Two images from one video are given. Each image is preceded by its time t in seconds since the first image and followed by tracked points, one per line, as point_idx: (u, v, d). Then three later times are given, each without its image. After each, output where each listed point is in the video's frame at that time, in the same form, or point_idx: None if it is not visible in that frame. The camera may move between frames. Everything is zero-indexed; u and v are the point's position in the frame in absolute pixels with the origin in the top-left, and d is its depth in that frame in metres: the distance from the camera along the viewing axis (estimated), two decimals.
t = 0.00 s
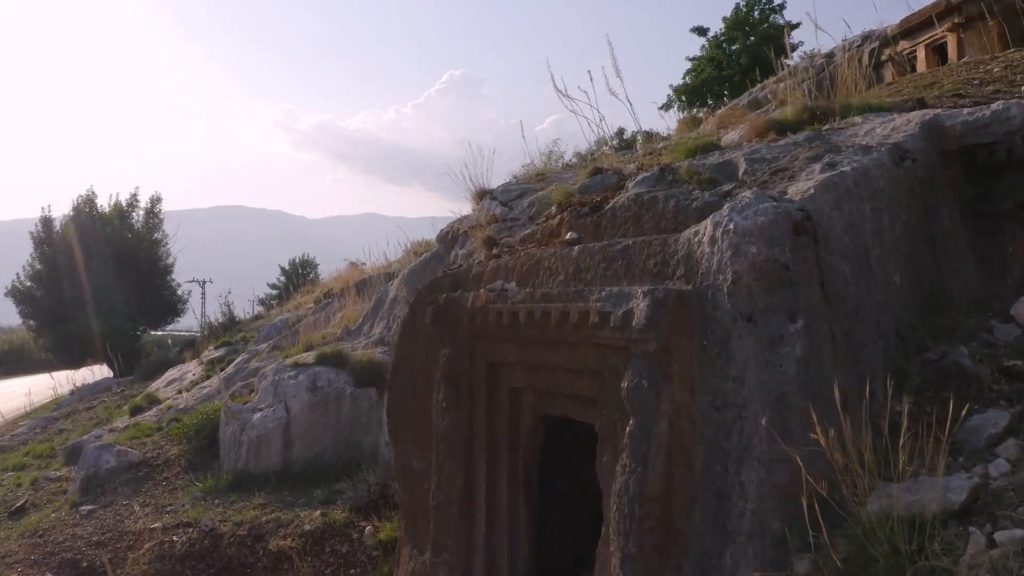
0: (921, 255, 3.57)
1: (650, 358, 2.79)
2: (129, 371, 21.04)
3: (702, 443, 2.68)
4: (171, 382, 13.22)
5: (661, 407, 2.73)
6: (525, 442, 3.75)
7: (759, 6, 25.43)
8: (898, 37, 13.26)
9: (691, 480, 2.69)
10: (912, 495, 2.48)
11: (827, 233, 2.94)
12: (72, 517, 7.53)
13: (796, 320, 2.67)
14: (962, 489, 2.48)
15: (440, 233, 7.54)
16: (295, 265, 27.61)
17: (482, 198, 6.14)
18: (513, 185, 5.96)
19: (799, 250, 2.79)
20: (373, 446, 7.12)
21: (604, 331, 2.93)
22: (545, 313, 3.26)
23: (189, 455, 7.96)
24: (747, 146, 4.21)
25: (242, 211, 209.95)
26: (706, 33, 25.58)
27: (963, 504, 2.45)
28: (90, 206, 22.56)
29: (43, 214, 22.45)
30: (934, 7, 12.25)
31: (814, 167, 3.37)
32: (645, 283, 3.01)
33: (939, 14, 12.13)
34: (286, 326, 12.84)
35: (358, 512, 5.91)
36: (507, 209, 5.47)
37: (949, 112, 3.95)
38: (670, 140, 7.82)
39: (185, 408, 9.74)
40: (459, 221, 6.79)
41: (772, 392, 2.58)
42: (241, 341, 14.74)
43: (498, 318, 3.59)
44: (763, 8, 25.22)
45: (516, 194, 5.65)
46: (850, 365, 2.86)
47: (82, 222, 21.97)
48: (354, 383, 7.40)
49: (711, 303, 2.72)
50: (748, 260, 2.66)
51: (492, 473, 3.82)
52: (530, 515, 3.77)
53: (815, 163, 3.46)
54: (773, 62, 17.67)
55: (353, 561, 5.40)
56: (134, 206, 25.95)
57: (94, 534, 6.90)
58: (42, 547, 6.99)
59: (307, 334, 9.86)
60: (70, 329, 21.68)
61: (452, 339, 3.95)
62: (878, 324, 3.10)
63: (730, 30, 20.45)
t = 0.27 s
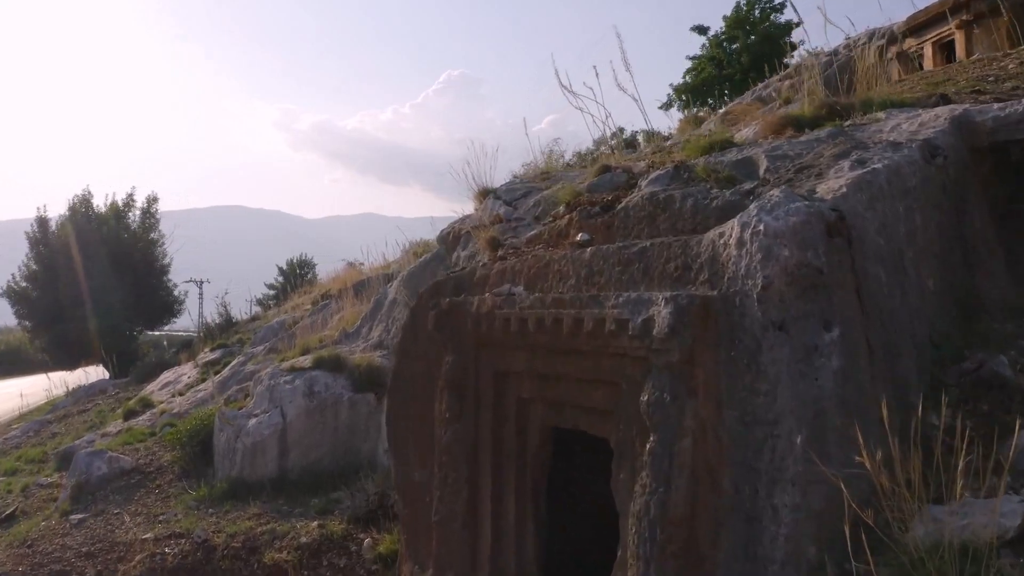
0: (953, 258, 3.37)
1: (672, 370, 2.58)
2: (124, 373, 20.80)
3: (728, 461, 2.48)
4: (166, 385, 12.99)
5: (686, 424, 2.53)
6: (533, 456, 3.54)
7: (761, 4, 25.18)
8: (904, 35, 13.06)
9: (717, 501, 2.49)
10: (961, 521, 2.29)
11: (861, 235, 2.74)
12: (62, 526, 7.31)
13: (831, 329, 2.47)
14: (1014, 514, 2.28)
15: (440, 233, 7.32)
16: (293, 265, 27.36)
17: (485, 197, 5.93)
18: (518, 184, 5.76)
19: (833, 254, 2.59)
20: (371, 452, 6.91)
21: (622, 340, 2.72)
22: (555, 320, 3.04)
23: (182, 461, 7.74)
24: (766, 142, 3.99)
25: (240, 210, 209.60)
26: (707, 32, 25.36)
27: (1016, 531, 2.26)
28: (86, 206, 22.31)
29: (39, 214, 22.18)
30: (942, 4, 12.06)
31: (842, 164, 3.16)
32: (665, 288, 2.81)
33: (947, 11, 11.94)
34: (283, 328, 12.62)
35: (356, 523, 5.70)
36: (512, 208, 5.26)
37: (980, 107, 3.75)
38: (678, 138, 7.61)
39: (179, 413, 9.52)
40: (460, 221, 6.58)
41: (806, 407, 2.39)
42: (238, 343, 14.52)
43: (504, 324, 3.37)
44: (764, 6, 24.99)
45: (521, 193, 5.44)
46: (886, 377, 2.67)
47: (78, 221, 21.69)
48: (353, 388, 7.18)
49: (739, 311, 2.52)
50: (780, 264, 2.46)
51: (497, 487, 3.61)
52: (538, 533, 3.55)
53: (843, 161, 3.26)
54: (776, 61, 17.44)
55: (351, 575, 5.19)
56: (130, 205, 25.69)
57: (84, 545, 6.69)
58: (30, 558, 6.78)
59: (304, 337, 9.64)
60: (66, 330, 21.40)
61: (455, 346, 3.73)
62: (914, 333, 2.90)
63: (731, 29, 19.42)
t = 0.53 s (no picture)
0: (988, 261, 3.17)
1: (696, 383, 2.38)
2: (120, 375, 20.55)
3: (758, 483, 2.28)
4: (160, 389, 12.74)
5: (712, 442, 2.33)
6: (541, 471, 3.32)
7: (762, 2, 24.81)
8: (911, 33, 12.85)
9: (746, 526, 2.29)
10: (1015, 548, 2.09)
11: (899, 237, 2.54)
12: (51, 535, 7.09)
13: (871, 339, 2.27)
14: None
15: (441, 233, 7.11)
16: (291, 265, 27.11)
17: (487, 196, 5.72)
18: (522, 182, 5.55)
19: (872, 257, 2.39)
20: (369, 459, 6.69)
21: (640, 350, 2.51)
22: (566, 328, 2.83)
23: (175, 468, 7.53)
24: (786, 138, 3.79)
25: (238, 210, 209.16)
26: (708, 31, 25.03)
27: None
28: (81, 206, 22.05)
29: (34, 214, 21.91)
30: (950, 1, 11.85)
31: (873, 161, 2.96)
32: (687, 293, 2.60)
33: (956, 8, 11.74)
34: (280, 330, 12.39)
35: (353, 535, 5.49)
36: (516, 208, 5.05)
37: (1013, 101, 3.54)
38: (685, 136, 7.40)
39: (173, 418, 9.30)
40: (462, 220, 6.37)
41: (845, 425, 2.20)
42: (234, 345, 14.28)
43: (509, 331, 3.15)
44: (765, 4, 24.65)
45: (526, 192, 5.23)
46: (927, 389, 2.47)
47: (74, 221, 21.41)
48: (350, 393, 6.95)
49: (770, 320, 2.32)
50: (816, 269, 2.27)
51: (502, 503, 3.40)
52: (547, 552, 3.35)
53: (872, 157, 3.06)
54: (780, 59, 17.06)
55: None
56: (126, 206, 25.44)
57: (72, 556, 6.47)
58: (17, 569, 6.56)
59: (300, 339, 9.42)
60: (62, 331, 21.11)
61: (456, 354, 3.51)
62: (952, 341, 2.70)
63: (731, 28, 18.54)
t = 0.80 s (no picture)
0: None
1: (725, 398, 2.19)
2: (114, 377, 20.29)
3: (792, 509, 2.09)
4: (154, 392, 12.49)
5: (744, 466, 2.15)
6: (548, 489, 3.10)
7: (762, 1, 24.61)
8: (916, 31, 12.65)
9: (779, 557, 2.10)
10: None
11: (942, 240, 2.34)
12: (38, 545, 6.87)
13: (917, 351, 2.08)
14: None
15: (440, 233, 6.89)
16: (288, 265, 26.87)
17: (490, 195, 5.51)
18: (525, 180, 5.34)
19: (916, 261, 2.19)
20: (367, 467, 6.48)
21: (661, 361, 2.31)
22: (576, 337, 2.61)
23: (166, 476, 7.31)
24: (808, 133, 3.57)
25: (236, 210, 208.73)
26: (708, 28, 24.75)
27: None
28: (76, 205, 21.77)
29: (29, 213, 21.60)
30: None
31: (907, 157, 2.77)
32: (711, 299, 2.41)
33: (963, 5, 11.55)
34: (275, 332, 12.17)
35: (349, 547, 5.28)
36: (520, 207, 4.84)
37: None
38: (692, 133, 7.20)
39: (166, 423, 9.08)
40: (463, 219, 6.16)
41: (892, 447, 2.01)
42: (229, 347, 14.04)
43: (514, 338, 2.93)
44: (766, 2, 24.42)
45: (530, 191, 5.02)
46: (974, 405, 2.27)
47: (69, 220, 21.07)
48: (346, 398, 6.72)
49: (808, 330, 2.13)
50: (857, 277, 2.08)
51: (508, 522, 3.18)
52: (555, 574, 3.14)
53: (905, 153, 2.86)
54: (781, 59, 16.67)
55: None
56: (122, 205, 25.17)
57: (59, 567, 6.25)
58: None
59: (295, 342, 9.20)
60: (57, 332, 20.76)
61: (457, 362, 3.29)
62: (996, 351, 2.50)
63: (731, 26, 18.27)
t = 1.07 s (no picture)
0: None
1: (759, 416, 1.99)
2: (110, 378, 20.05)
3: (833, 541, 1.89)
4: (148, 395, 12.27)
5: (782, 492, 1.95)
6: (558, 509, 2.89)
7: None
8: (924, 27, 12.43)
9: None
10: None
11: (993, 242, 2.14)
12: (25, 556, 6.65)
13: (970, 365, 1.88)
14: None
15: (440, 233, 6.69)
16: (285, 265, 26.64)
17: (492, 195, 5.31)
18: (528, 179, 5.14)
19: (969, 265, 1.99)
20: (364, 475, 6.30)
21: (686, 375, 2.11)
22: (591, 347, 2.40)
23: (158, 484, 7.10)
24: (831, 129, 3.37)
25: (234, 210, 208.34)
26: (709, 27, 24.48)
27: None
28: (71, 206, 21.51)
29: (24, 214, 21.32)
30: None
31: (948, 152, 2.57)
32: (739, 307, 2.20)
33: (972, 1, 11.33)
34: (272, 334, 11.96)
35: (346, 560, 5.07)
36: (524, 206, 4.64)
37: None
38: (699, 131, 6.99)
39: (158, 428, 8.87)
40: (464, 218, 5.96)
41: (947, 472, 1.81)
42: (225, 349, 13.82)
43: (523, 348, 2.72)
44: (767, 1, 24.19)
45: (534, 189, 4.81)
46: None
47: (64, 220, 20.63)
48: (343, 404, 6.52)
49: (851, 342, 1.93)
50: (907, 283, 1.88)
51: (515, 543, 2.98)
52: None
53: (943, 148, 2.66)
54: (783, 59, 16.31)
55: None
56: (118, 206, 24.92)
57: None
58: None
59: (291, 345, 9.00)
60: (53, 333, 20.27)
61: (460, 372, 3.09)
62: None
63: (731, 26, 18.03)
